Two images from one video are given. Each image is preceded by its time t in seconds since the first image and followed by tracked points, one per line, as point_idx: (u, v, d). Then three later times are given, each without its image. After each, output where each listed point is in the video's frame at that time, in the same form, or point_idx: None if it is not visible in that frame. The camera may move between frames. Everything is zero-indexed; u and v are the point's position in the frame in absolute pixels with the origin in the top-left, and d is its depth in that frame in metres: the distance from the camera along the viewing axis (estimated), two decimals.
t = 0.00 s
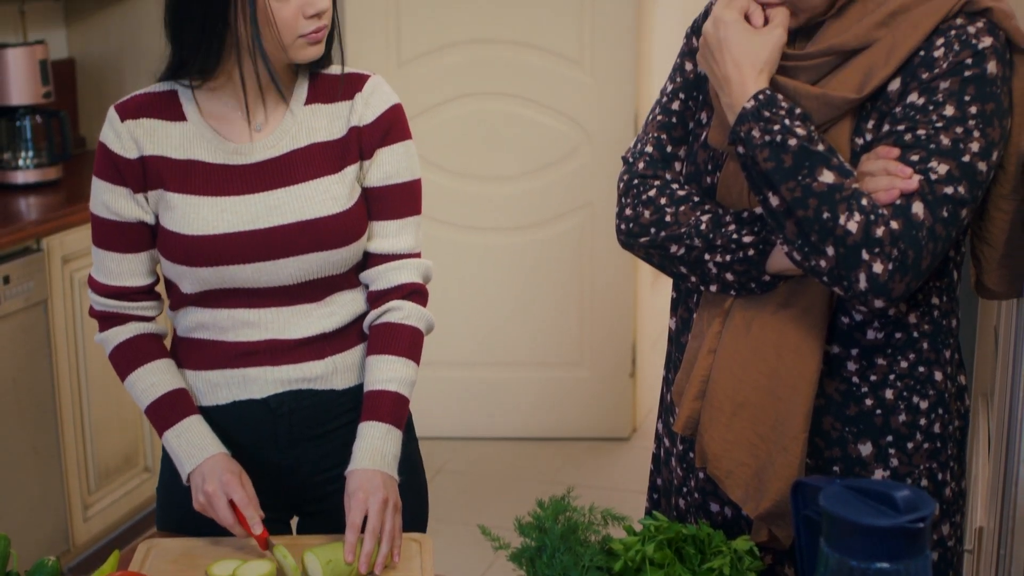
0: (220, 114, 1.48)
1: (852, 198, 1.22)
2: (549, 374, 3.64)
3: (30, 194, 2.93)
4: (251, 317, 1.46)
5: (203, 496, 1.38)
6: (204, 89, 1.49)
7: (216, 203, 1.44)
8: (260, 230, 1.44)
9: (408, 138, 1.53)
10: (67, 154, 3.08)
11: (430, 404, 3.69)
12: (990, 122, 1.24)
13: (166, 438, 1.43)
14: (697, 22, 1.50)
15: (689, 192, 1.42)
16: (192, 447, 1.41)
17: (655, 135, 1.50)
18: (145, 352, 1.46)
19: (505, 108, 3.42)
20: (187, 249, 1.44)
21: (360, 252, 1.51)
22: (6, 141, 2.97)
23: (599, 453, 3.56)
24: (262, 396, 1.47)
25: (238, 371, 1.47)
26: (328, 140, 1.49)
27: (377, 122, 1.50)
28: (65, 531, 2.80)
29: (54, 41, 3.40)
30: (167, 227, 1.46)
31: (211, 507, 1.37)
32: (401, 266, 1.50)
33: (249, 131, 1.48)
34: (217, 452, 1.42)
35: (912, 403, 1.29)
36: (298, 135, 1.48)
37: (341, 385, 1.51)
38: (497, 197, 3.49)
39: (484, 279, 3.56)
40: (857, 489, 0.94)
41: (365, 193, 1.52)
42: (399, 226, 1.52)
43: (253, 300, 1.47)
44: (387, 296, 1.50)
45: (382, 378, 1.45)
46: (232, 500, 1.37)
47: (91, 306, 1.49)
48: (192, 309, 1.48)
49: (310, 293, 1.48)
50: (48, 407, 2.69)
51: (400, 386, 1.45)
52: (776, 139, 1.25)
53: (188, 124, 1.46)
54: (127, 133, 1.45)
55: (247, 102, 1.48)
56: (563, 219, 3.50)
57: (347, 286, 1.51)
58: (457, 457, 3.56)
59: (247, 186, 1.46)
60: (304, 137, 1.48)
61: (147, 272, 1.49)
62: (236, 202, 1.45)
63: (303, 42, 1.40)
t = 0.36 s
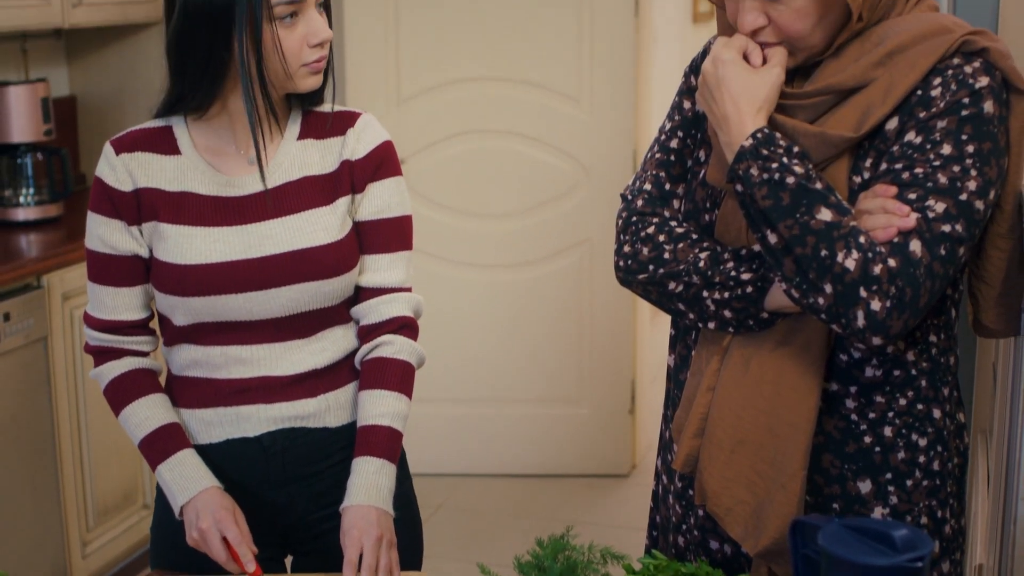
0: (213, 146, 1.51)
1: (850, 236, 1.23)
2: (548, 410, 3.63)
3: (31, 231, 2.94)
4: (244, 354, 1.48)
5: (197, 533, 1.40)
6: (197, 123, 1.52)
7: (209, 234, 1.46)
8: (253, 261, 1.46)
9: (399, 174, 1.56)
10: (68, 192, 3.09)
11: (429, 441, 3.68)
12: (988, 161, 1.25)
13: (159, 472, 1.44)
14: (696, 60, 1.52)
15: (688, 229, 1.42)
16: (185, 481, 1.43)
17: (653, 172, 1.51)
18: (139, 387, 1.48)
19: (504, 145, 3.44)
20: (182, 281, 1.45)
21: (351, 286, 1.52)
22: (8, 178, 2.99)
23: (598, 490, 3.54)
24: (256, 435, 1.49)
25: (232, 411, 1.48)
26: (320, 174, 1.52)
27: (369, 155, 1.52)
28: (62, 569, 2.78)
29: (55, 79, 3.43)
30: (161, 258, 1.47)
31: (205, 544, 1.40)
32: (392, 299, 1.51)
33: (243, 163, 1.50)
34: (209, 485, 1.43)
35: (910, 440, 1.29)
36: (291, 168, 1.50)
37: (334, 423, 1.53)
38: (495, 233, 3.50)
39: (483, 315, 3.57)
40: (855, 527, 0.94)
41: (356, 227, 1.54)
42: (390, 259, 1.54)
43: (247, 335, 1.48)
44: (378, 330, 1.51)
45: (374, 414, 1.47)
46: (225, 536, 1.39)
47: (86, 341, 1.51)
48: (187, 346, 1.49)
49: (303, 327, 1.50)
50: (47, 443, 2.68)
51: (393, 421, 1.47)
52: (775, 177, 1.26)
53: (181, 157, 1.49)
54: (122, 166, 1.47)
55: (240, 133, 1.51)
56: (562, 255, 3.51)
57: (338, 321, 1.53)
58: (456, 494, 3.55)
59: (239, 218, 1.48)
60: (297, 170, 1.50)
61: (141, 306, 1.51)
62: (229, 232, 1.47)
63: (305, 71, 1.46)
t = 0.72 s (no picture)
0: (208, 184, 1.52)
1: (846, 275, 1.24)
2: (547, 448, 3.62)
3: (32, 269, 2.95)
4: (241, 393, 1.48)
5: (193, 571, 1.41)
6: (192, 161, 1.53)
7: (204, 269, 1.47)
8: (250, 293, 1.47)
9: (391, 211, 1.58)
10: (70, 230, 3.10)
11: (428, 478, 3.66)
12: (985, 201, 1.25)
13: (153, 510, 1.44)
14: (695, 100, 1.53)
15: (686, 268, 1.43)
16: (180, 518, 1.43)
17: (652, 212, 1.51)
18: (135, 425, 1.48)
19: (503, 182, 3.46)
20: (179, 316, 1.46)
21: (345, 323, 1.53)
22: (10, 216, 3.01)
23: (598, 528, 3.52)
24: (252, 473, 1.49)
25: (229, 449, 1.48)
26: (314, 210, 1.53)
27: (361, 193, 1.55)
28: None
29: (57, 117, 3.46)
30: (157, 294, 1.48)
31: None
32: (384, 333, 1.52)
33: (238, 200, 1.52)
34: (205, 523, 1.43)
35: (909, 479, 1.29)
36: (285, 205, 1.52)
37: (331, 461, 1.53)
38: (494, 270, 3.51)
39: (482, 353, 3.57)
40: (854, 569, 0.94)
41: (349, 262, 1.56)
42: (383, 295, 1.55)
43: (244, 373, 1.48)
44: (370, 365, 1.51)
45: (368, 449, 1.48)
46: None
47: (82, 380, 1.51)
48: (183, 386, 1.49)
49: (299, 364, 1.50)
50: (47, 481, 2.67)
51: (387, 456, 1.48)
52: (772, 217, 1.27)
53: (177, 194, 1.51)
54: (118, 204, 1.49)
55: (235, 170, 1.52)
56: (561, 293, 3.52)
57: (332, 359, 1.54)
58: (455, 532, 3.53)
59: (235, 254, 1.49)
60: (290, 208, 1.52)
61: (136, 343, 1.51)
62: (224, 267, 1.48)
63: (298, 111, 1.49)
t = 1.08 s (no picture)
0: (204, 225, 1.53)
1: (839, 315, 1.24)
2: (548, 485, 3.60)
3: (33, 306, 2.95)
4: (238, 431, 1.48)
5: None
6: (189, 201, 1.54)
7: (200, 308, 1.48)
8: (246, 332, 1.47)
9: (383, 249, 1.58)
10: (71, 267, 3.11)
11: (427, 515, 3.64)
12: (978, 244, 1.25)
13: (151, 548, 1.43)
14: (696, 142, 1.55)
15: (684, 307, 1.43)
16: (177, 556, 1.43)
17: (651, 251, 1.52)
18: (132, 464, 1.48)
19: (502, 219, 3.47)
20: (175, 354, 1.46)
21: (339, 357, 1.53)
22: (11, 253, 3.01)
23: (598, 566, 3.50)
24: (251, 510, 1.48)
25: (228, 486, 1.48)
26: (309, 248, 1.54)
27: (354, 231, 1.55)
28: None
29: (59, 154, 3.47)
30: (154, 333, 1.48)
31: None
32: (377, 368, 1.52)
33: (234, 239, 1.52)
34: (203, 560, 1.43)
35: (905, 520, 1.28)
36: (281, 243, 1.52)
37: (329, 496, 1.53)
38: (494, 307, 3.52)
39: (482, 389, 3.56)
40: None
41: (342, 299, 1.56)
42: (376, 331, 1.55)
43: (240, 412, 1.48)
44: (363, 401, 1.51)
45: (362, 484, 1.47)
46: None
47: (79, 419, 1.51)
48: (180, 424, 1.49)
49: (295, 401, 1.50)
50: (46, 520, 2.66)
51: (381, 491, 1.48)
52: (766, 256, 1.28)
53: (172, 234, 1.51)
54: (115, 244, 1.49)
55: (234, 211, 1.53)
56: (561, 329, 3.52)
57: (325, 395, 1.53)
58: (454, 569, 3.51)
59: (230, 292, 1.49)
60: (285, 246, 1.52)
61: (134, 382, 1.51)
62: (221, 305, 1.48)
63: (305, 149, 1.49)
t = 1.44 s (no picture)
0: (201, 260, 1.53)
1: (829, 349, 1.24)
2: (548, 515, 3.58)
3: (33, 336, 2.96)
4: (236, 462, 1.47)
5: None
6: (185, 234, 1.55)
7: (198, 341, 1.47)
8: (244, 364, 1.47)
9: (377, 280, 1.59)
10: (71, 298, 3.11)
11: (427, 546, 3.63)
12: (971, 277, 1.25)
13: None
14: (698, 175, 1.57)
15: (683, 339, 1.43)
16: None
17: (653, 283, 1.52)
18: (129, 496, 1.47)
19: (502, 249, 3.48)
20: (170, 385, 1.46)
21: (334, 388, 1.53)
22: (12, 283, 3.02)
23: None
24: (251, 539, 1.48)
25: (227, 516, 1.48)
26: (305, 280, 1.54)
27: (348, 263, 1.55)
28: None
29: (60, 184, 3.49)
30: (150, 365, 1.48)
31: None
32: (372, 398, 1.52)
33: (231, 272, 1.53)
34: None
35: (903, 553, 1.27)
36: (277, 275, 1.52)
37: (328, 525, 1.53)
38: (494, 338, 3.51)
39: (481, 419, 3.55)
40: None
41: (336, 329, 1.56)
42: (370, 360, 1.55)
43: (237, 445, 1.48)
44: (357, 431, 1.51)
45: (358, 515, 1.47)
46: None
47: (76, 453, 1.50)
48: (179, 456, 1.49)
49: (290, 433, 1.50)
50: (46, 551, 2.65)
51: (378, 520, 1.48)
52: (758, 289, 1.28)
53: (169, 267, 1.51)
54: (112, 277, 1.49)
55: (229, 240, 1.53)
56: (561, 359, 3.51)
57: (321, 426, 1.53)
58: None
59: (225, 325, 1.49)
60: (281, 278, 1.52)
61: (130, 415, 1.51)
62: (217, 338, 1.48)
63: (304, 184, 1.50)
